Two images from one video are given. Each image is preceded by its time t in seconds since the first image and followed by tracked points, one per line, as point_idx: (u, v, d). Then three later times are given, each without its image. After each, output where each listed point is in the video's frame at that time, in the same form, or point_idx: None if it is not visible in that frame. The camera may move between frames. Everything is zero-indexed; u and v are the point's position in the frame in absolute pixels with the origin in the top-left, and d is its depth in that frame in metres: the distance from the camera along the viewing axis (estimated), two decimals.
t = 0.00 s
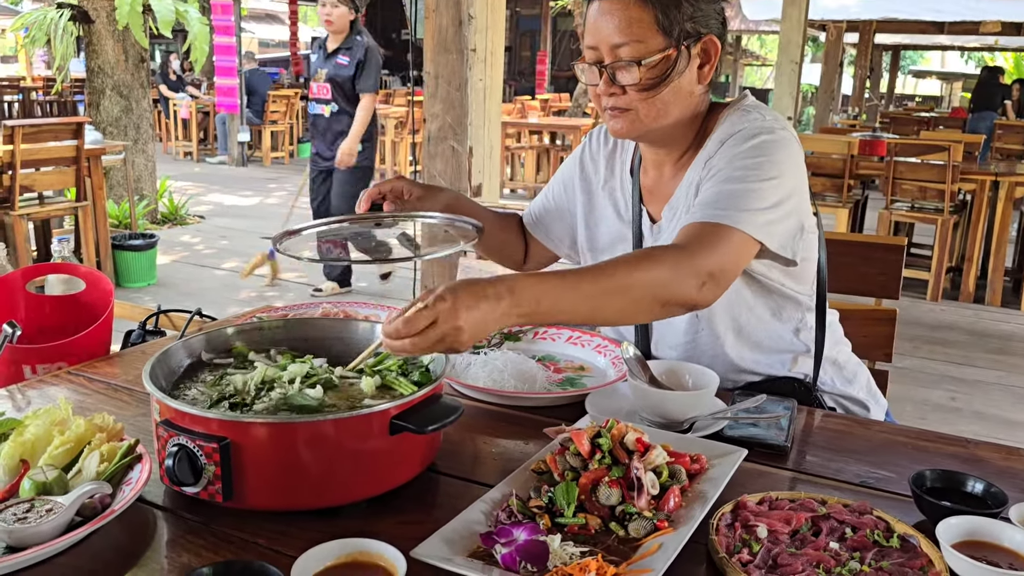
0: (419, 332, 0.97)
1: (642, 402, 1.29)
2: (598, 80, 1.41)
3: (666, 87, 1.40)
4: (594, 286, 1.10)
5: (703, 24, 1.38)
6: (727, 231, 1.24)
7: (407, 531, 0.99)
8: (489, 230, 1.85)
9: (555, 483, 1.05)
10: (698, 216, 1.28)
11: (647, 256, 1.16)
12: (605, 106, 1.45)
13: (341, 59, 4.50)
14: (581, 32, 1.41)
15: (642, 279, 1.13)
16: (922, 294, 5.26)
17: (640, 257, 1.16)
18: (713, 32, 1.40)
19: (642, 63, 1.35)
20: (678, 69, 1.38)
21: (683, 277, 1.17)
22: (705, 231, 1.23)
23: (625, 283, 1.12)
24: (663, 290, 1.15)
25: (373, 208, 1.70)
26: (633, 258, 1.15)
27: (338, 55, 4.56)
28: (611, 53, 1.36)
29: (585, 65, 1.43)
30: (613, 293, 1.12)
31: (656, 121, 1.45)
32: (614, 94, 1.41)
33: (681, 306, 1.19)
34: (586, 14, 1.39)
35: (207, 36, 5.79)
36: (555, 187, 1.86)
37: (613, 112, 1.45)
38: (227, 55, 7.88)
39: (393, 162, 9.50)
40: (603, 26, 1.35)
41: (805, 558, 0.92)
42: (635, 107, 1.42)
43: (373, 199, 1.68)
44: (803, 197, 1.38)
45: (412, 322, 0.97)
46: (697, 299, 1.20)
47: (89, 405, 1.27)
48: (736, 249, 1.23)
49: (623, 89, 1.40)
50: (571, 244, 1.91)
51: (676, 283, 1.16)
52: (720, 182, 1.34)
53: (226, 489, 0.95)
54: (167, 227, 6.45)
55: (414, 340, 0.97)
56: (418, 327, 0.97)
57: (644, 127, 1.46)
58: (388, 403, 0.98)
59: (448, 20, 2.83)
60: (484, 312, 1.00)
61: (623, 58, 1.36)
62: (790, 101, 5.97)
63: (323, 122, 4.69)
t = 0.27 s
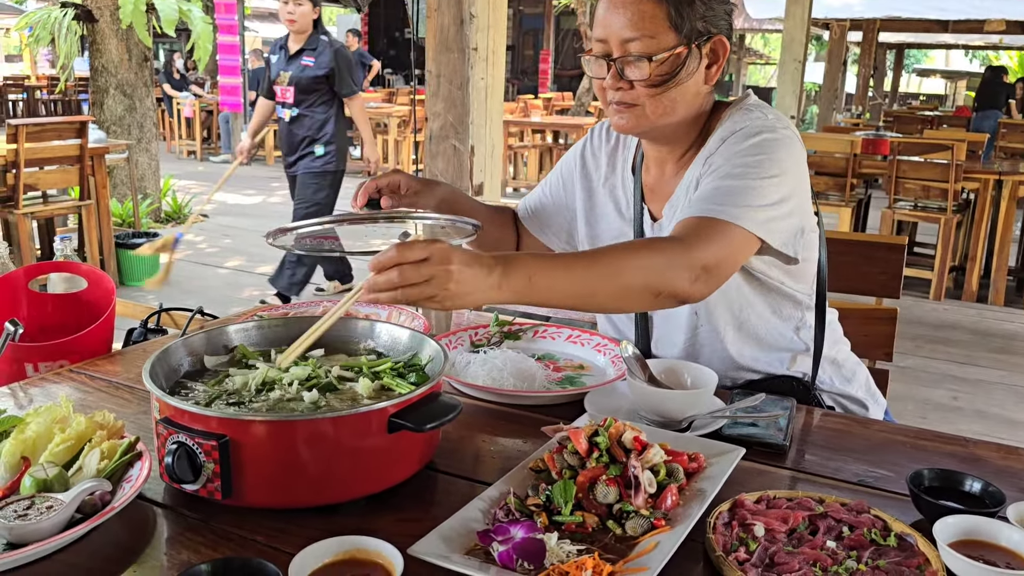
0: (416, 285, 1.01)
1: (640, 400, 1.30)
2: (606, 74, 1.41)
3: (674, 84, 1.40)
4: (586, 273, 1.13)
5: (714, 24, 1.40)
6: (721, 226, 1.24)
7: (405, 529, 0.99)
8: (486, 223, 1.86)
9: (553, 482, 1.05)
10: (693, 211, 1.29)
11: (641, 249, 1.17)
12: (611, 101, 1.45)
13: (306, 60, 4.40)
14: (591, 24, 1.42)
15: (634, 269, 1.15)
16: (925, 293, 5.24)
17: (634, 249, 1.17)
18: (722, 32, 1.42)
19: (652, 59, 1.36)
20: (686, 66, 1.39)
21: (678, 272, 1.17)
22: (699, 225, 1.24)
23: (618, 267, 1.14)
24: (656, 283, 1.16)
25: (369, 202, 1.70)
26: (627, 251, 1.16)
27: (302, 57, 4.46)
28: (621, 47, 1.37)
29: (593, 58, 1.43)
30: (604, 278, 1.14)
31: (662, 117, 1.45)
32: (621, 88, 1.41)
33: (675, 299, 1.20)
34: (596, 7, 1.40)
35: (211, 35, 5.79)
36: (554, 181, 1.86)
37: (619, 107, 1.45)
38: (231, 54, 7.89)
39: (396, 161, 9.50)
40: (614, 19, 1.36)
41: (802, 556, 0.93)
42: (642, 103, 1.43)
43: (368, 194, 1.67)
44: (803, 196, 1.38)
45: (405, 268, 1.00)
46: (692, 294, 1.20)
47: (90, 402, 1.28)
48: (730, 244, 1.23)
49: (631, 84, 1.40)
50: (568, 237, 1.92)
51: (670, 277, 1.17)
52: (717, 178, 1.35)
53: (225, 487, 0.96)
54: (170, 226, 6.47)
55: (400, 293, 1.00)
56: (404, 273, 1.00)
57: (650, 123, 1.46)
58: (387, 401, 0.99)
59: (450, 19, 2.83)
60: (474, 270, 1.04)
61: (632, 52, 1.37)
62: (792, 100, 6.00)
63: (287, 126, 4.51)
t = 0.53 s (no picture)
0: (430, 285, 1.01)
1: (641, 402, 1.30)
2: (621, 70, 1.41)
3: (690, 83, 1.41)
4: (601, 282, 1.14)
5: (732, 27, 1.41)
6: (733, 235, 1.25)
7: (405, 530, 0.99)
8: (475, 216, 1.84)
9: (552, 484, 1.05)
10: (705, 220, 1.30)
11: (654, 259, 1.18)
12: (624, 97, 1.45)
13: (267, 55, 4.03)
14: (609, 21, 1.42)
15: (650, 278, 1.16)
16: (927, 294, 5.24)
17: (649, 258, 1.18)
18: (739, 37, 1.43)
19: (670, 57, 1.37)
20: (703, 67, 1.40)
21: (693, 281, 1.19)
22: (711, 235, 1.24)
23: (631, 275, 1.16)
24: (671, 293, 1.18)
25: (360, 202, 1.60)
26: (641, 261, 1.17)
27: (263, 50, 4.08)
28: (638, 44, 1.38)
29: (609, 54, 1.43)
30: (618, 287, 1.15)
31: (676, 117, 1.45)
32: (636, 85, 1.41)
33: (689, 307, 1.21)
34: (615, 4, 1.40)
35: (213, 35, 5.77)
36: (555, 175, 1.86)
37: (632, 104, 1.45)
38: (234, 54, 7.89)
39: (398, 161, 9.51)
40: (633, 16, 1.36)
41: (801, 559, 0.93)
42: (656, 101, 1.43)
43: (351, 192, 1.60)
44: (813, 202, 1.39)
45: (424, 265, 0.99)
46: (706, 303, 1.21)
47: (92, 403, 1.28)
48: (742, 253, 1.24)
49: (646, 81, 1.41)
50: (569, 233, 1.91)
51: (686, 287, 1.18)
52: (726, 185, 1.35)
53: (226, 488, 0.96)
54: (173, 225, 6.48)
55: (419, 288, 1.00)
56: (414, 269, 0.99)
57: (664, 122, 1.46)
58: (387, 403, 0.99)
59: (452, 19, 2.83)
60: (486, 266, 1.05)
61: (650, 50, 1.37)
62: (795, 100, 6.00)
63: (248, 125, 4.18)
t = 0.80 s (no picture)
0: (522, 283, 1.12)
1: (632, 411, 1.32)
2: (622, 79, 1.44)
3: (692, 91, 1.43)
4: (663, 293, 1.23)
5: (731, 37, 1.45)
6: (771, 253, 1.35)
7: (399, 538, 1.01)
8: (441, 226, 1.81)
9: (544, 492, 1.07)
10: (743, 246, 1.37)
11: (695, 278, 1.27)
12: (625, 107, 1.47)
13: (207, 67, 3.98)
14: (610, 32, 1.45)
15: (697, 295, 1.25)
16: (919, 302, 5.27)
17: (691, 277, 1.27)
18: (739, 47, 1.47)
19: (672, 65, 1.40)
20: (705, 76, 1.43)
21: (744, 302, 1.28)
22: (751, 257, 1.34)
23: (680, 291, 1.24)
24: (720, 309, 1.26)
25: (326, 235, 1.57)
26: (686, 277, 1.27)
27: (204, 62, 4.07)
28: (640, 53, 1.41)
29: (611, 64, 1.46)
30: (673, 303, 1.24)
31: (678, 125, 1.47)
32: (638, 94, 1.44)
33: (732, 329, 1.30)
34: (616, 16, 1.44)
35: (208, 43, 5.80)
36: (551, 178, 1.86)
37: (633, 113, 1.47)
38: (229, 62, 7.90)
39: (393, 168, 9.52)
40: (635, 26, 1.40)
41: (787, 566, 0.95)
42: (656, 110, 1.45)
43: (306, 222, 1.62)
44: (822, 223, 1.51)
45: (514, 268, 1.12)
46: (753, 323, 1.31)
47: (89, 412, 1.30)
48: (780, 268, 1.34)
49: (647, 90, 1.43)
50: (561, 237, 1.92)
51: (734, 305, 1.27)
52: (751, 208, 1.42)
53: (222, 496, 0.97)
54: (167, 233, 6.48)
55: (503, 275, 1.12)
56: (499, 268, 1.11)
57: (665, 131, 1.47)
58: (382, 412, 1.01)
59: (445, 30, 2.86)
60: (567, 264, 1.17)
61: (650, 58, 1.40)
62: (788, 109, 6.05)
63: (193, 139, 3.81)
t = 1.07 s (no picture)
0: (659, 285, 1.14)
1: (627, 412, 1.32)
2: (621, 82, 1.43)
3: (691, 94, 1.43)
4: (743, 305, 1.28)
5: (730, 39, 1.46)
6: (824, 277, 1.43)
7: (392, 540, 1.01)
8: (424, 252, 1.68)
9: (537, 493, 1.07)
10: (789, 269, 1.44)
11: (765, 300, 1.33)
12: (623, 110, 1.46)
13: (136, 61, 3.40)
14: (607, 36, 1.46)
15: (766, 317, 1.31)
16: (915, 304, 5.28)
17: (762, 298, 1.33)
18: (738, 50, 1.48)
19: (672, 67, 1.40)
20: (705, 79, 1.44)
21: (813, 332, 1.35)
22: (805, 280, 1.42)
23: (754, 311, 1.30)
24: (794, 341, 1.34)
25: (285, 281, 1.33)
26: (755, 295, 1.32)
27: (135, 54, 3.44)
28: (639, 55, 1.41)
29: (608, 66, 1.45)
30: (740, 316, 1.29)
31: (677, 129, 1.47)
32: (636, 97, 1.43)
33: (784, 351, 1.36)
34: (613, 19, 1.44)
35: (205, 46, 5.81)
36: (549, 179, 1.82)
37: (631, 117, 1.46)
38: (225, 65, 7.89)
39: (390, 171, 9.53)
40: (636, 29, 1.40)
41: (781, 566, 0.94)
42: (656, 113, 1.44)
43: (267, 276, 1.31)
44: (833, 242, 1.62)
45: (640, 270, 1.12)
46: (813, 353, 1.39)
47: (81, 414, 1.29)
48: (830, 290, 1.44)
49: (646, 92, 1.42)
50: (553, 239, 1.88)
51: (803, 334, 1.34)
52: (787, 231, 1.50)
53: (214, 497, 0.97)
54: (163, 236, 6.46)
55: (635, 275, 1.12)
56: (632, 266, 1.11)
57: (665, 134, 1.47)
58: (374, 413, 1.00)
59: (441, 33, 2.86)
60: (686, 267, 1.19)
61: (649, 60, 1.40)
62: (784, 112, 6.06)
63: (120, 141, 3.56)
